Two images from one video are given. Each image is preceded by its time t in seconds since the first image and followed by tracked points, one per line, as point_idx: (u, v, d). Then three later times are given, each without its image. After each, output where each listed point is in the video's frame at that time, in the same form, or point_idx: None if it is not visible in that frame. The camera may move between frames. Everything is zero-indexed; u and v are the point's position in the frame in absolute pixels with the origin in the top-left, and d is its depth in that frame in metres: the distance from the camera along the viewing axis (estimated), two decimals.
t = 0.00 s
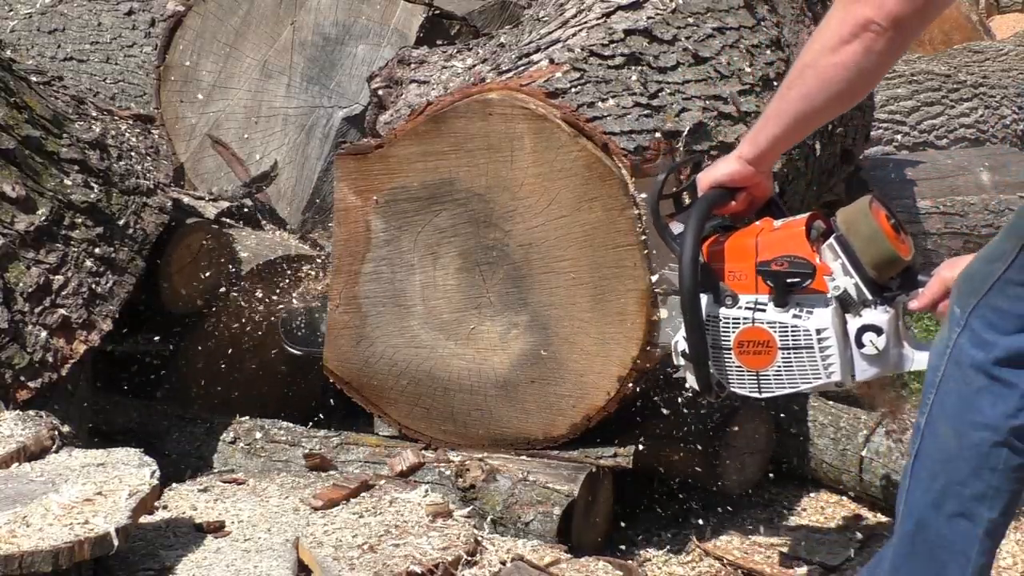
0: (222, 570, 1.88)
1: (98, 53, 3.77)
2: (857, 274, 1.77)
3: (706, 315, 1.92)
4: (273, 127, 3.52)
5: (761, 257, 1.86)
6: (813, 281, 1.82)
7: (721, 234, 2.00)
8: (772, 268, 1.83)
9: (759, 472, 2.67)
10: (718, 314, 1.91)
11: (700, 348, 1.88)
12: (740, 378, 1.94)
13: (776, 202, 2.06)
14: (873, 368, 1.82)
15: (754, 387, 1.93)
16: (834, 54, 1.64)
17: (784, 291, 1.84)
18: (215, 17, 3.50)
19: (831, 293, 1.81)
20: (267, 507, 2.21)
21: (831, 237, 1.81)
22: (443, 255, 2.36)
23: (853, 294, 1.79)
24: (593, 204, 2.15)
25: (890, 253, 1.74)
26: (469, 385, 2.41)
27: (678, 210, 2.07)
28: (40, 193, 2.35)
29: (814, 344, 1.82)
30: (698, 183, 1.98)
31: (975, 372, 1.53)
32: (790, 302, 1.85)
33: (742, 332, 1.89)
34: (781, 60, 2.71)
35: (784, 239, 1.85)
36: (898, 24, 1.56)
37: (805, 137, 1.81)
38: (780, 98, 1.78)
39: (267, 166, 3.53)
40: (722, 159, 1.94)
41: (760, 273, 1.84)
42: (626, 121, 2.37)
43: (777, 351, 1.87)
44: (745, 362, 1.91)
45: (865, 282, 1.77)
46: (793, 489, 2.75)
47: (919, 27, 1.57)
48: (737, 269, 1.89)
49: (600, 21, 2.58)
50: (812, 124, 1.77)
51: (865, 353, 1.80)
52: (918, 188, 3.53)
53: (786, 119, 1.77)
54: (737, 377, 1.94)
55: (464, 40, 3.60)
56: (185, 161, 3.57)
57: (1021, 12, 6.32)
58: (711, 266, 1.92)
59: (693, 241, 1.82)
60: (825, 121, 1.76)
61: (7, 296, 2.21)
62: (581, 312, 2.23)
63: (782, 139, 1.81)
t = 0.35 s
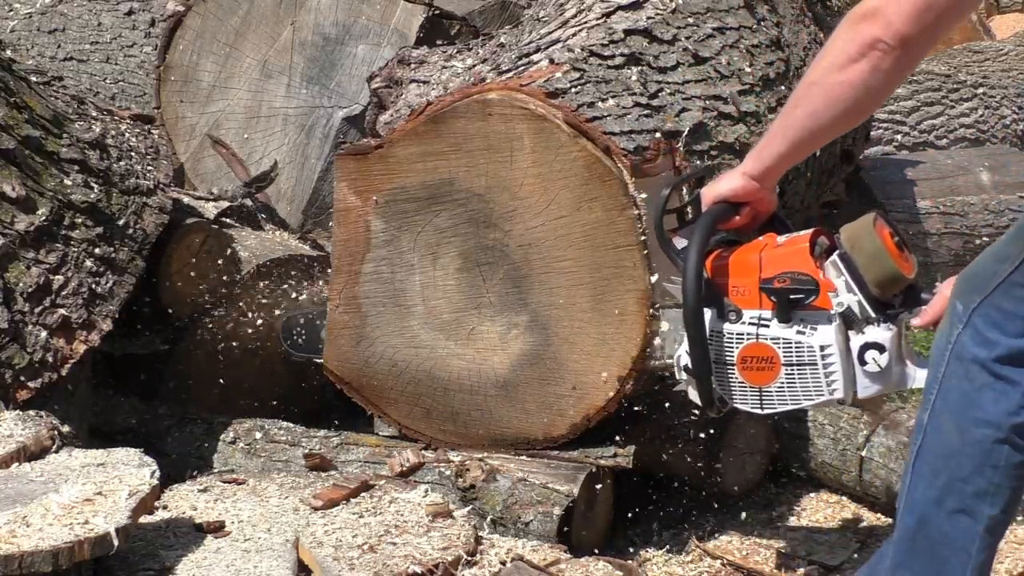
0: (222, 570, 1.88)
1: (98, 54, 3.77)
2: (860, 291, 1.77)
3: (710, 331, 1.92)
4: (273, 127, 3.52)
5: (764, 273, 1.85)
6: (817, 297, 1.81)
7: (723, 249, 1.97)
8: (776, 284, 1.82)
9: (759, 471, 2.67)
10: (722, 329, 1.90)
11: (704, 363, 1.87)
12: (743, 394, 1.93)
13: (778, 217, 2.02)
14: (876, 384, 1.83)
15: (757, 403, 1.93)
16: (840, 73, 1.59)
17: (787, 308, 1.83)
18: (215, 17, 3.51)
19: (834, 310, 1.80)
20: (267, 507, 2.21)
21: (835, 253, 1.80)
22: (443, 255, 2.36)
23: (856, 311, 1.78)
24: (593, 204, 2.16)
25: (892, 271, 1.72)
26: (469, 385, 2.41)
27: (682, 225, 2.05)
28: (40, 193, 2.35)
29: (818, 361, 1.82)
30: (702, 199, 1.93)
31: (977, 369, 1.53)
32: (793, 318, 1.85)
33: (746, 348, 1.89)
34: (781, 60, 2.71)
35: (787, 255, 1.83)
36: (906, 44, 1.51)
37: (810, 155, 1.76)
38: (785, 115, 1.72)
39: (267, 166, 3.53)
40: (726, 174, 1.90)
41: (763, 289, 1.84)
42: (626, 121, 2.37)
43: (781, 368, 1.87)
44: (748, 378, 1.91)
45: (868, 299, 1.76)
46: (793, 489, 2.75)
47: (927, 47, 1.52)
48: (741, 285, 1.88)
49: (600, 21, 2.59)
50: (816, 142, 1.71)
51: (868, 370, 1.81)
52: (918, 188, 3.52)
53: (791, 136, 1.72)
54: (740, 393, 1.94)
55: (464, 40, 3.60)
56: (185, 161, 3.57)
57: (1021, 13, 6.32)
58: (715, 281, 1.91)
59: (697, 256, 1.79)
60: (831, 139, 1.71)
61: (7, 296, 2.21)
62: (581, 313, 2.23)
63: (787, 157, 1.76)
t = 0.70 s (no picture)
0: (221, 570, 1.88)
1: (98, 54, 3.77)
2: (866, 305, 1.76)
3: (716, 343, 1.92)
4: (273, 127, 3.52)
5: (769, 287, 1.86)
6: (821, 311, 1.80)
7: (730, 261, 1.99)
8: (781, 298, 1.81)
9: (758, 471, 2.67)
10: (727, 342, 1.91)
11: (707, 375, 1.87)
12: (746, 406, 1.93)
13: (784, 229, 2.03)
14: (881, 399, 1.82)
15: (761, 416, 1.92)
16: (844, 86, 1.57)
17: (791, 321, 1.82)
18: (215, 17, 3.50)
19: (839, 324, 1.80)
20: (267, 507, 2.21)
21: (841, 267, 1.80)
22: (443, 255, 2.36)
23: (861, 325, 1.78)
24: (593, 204, 2.16)
25: (898, 285, 1.71)
26: (469, 385, 2.41)
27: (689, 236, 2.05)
28: (40, 193, 2.35)
29: (821, 375, 1.81)
30: (708, 211, 1.93)
31: (977, 367, 1.53)
32: (798, 332, 1.85)
33: (750, 361, 1.89)
34: (781, 60, 2.71)
35: (793, 269, 1.84)
36: (911, 57, 1.49)
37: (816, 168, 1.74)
38: (790, 128, 1.71)
39: (267, 166, 3.53)
40: (732, 187, 1.90)
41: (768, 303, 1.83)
42: (626, 121, 2.37)
43: (784, 381, 1.86)
44: (751, 391, 1.91)
45: (874, 313, 1.76)
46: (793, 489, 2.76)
47: (932, 60, 1.51)
48: (746, 298, 1.89)
49: (600, 21, 2.58)
50: (820, 156, 1.70)
51: (873, 384, 1.80)
52: (918, 187, 3.52)
53: (796, 148, 1.70)
54: (744, 405, 1.94)
55: (464, 40, 3.60)
56: (185, 161, 3.57)
57: (1021, 13, 6.31)
58: (721, 294, 1.92)
59: (702, 267, 1.81)
60: (837, 152, 1.69)
61: (7, 296, 2.21)
62: (581, 313, 2.24)
63: (792, 169, 1.75)
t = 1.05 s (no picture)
0: (222, 570, 1.88)
1: (98, 53, 3.77)
2: (870, 319, 1.76)
3: (719, 356, 1.92)
4: (273, 128, 3.52)
5: (773, 299, 1.85)
6: (825, 325, 1.80)
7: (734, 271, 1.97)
8: (786, 311, 1.82)
9: (758, 471, 2.68)
10: (731, 355, 1.90)
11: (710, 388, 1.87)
12: (748, 419, 1.93)
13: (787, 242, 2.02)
14: (884, 414, 1.83)
15: (763, 429, 1.92)
16: (849, 99, 1.57)
17: (795, 335, 1.82)
18: (215, 17, 3.50)
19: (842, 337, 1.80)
20: (267, 507, 2.21)
21: (845, 280, 1.80)
22: (443, 255, 2.36)
23: (865, 339, 1.78)
24: (593, 204, 2.17)
25: (902, 300, 1.71)
26: (469, 385, 2.41)
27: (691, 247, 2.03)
28: (40, 193, 2.35)
29: (824, 390, 1.82)
30: (713, 224, 1.91)
31: (978, 366, 1.53)
32: (801, 345, 1.84)
33: (753, 374, 1.89)
34: (781, 61, 2.71)
35: (797, 282, 1.84)
36: (916, 71, 1.49)
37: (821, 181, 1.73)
38: (795, 141, 1.70)
39: (267, 166, 3.53)
40: (737, 199, 1.87)
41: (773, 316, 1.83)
42: (626, 121, 2.36)
43: (787, 395, 1.86)
44: (754, 404, 1.91)
45: (877, 327, 1.76)
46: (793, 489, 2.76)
47: (938, 74, 1.50)
48: (750, 310, 1.88)
49: (600, 21, 2.59)
50: (825, 169, 1.69)
51: (875, 399, 1.82)
52: (917, 187, 3.49)
53: (801, 161, 1.69)
54: (746, 418, 1.93)
55: (463, 40, 3.60)
56: (185, 161, 3.57)
57: (1022, 13, 6.30)
58: (725, 306, 1.91)
59: (706, 279, 1.81)
60: (842, 166, 1.68)
61: (7, 296, 2.21)
62: (581, 312, 2.24)
63: (797, 182, 1.73)
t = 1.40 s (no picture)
0: (221, 570, 1.88)
1: (98, 54, 3.77)
2: (874, 337, 1.78)
3: (725, 372, 1.92)
4: (273, 128, 3.52)
5: (779, 316, 1.84)
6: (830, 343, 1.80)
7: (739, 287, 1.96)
8: (791, 329, 1.81)
9: (758, 471, 2.68)
10: (737, 371, 1.90)
11: (716, 404, 1.86)
12: (753, 435, 1.94)
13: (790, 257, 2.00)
14: (887, 431, 1.83)
15: (767, 445, 1.93)
16: (855, 112, 1.56)
17: (801, 352, 1.82)
18: (215, 17, 3.50)
19: (847, 355, 1.81)
20: (267, 507, 2.21)
21: (849, 298, 1.81)
22: (443, 255, 2.36)
23: (869, 356, 1.79)
24: (593, 204, 2.17)
25: (906, 317, 1.73)
26: (469, 385, 2.41)
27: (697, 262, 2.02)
28: (40, 194, 2.35)
29: (830, 408, 1.83)
30: (717, 238, 1.90)
31: (975, 362, 1.53)
32: (806, 363, 1.85)
33: (758, 391, 1.89)
34: (781, 61, 2.71)
35: (803, 299, 1.83)
36: (922, 84, 1.48)
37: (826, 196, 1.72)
38: (799, 156, 1.69)
39: (267, 166, 3.53)
40: (742, 214, 1.86)
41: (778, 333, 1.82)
42: (626, 121, 2.36)
43: (792, 412, 1.87)
44: (759, 421, 1.92)
45: (882, 346, 1.77)
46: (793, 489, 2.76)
47: (944, 87, 1.50)
48: (756, 326, 1.88)
49: (600, 21, 2.59)
50: (830, 184, 1.68)
51: (879, 417, 1.81)
52: (918, 187, 3.49)
53: (805, 176, 1.68)
54: (751, 434, 1.94)
55: (463, 40, 3.60)
56: (185, 161, 3.57)
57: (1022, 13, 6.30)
58: (730, 322, 1.91)
59: (711, 294, 1.80)
60: (846, 180, 1.68)
61: (7, 296, 2.21)
62: (581, 312, 2.24)
63: (801, 198, 1.72)
